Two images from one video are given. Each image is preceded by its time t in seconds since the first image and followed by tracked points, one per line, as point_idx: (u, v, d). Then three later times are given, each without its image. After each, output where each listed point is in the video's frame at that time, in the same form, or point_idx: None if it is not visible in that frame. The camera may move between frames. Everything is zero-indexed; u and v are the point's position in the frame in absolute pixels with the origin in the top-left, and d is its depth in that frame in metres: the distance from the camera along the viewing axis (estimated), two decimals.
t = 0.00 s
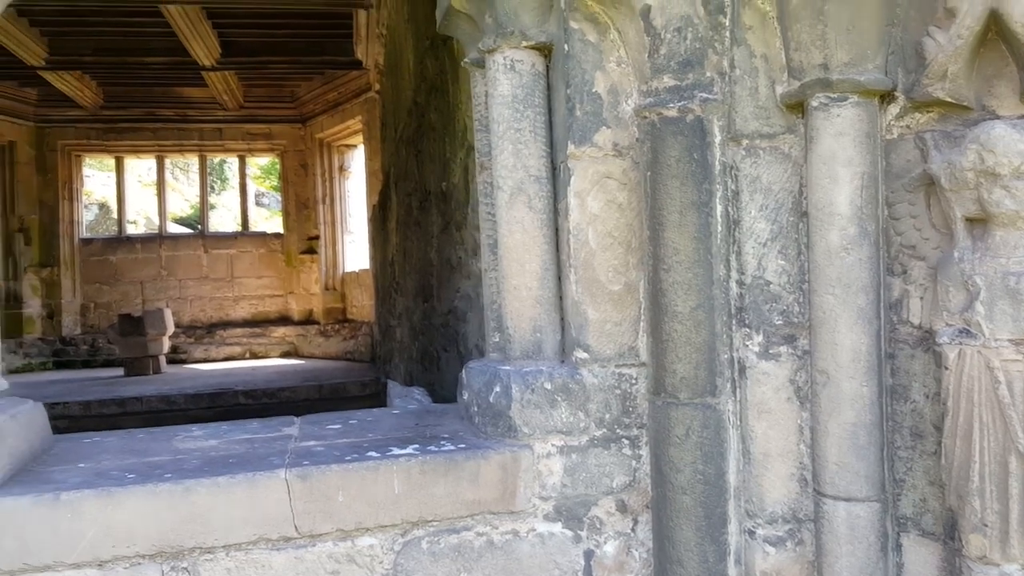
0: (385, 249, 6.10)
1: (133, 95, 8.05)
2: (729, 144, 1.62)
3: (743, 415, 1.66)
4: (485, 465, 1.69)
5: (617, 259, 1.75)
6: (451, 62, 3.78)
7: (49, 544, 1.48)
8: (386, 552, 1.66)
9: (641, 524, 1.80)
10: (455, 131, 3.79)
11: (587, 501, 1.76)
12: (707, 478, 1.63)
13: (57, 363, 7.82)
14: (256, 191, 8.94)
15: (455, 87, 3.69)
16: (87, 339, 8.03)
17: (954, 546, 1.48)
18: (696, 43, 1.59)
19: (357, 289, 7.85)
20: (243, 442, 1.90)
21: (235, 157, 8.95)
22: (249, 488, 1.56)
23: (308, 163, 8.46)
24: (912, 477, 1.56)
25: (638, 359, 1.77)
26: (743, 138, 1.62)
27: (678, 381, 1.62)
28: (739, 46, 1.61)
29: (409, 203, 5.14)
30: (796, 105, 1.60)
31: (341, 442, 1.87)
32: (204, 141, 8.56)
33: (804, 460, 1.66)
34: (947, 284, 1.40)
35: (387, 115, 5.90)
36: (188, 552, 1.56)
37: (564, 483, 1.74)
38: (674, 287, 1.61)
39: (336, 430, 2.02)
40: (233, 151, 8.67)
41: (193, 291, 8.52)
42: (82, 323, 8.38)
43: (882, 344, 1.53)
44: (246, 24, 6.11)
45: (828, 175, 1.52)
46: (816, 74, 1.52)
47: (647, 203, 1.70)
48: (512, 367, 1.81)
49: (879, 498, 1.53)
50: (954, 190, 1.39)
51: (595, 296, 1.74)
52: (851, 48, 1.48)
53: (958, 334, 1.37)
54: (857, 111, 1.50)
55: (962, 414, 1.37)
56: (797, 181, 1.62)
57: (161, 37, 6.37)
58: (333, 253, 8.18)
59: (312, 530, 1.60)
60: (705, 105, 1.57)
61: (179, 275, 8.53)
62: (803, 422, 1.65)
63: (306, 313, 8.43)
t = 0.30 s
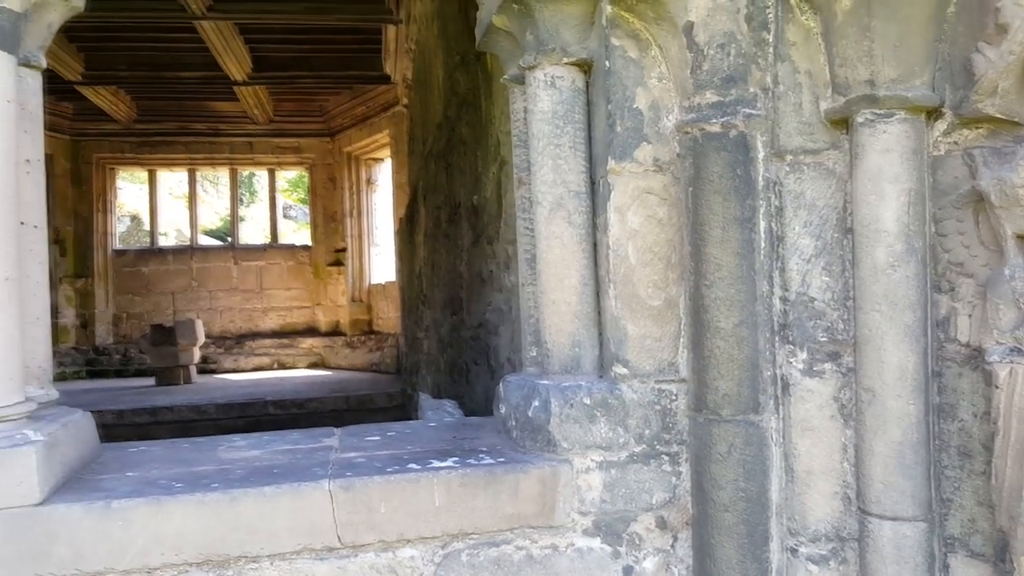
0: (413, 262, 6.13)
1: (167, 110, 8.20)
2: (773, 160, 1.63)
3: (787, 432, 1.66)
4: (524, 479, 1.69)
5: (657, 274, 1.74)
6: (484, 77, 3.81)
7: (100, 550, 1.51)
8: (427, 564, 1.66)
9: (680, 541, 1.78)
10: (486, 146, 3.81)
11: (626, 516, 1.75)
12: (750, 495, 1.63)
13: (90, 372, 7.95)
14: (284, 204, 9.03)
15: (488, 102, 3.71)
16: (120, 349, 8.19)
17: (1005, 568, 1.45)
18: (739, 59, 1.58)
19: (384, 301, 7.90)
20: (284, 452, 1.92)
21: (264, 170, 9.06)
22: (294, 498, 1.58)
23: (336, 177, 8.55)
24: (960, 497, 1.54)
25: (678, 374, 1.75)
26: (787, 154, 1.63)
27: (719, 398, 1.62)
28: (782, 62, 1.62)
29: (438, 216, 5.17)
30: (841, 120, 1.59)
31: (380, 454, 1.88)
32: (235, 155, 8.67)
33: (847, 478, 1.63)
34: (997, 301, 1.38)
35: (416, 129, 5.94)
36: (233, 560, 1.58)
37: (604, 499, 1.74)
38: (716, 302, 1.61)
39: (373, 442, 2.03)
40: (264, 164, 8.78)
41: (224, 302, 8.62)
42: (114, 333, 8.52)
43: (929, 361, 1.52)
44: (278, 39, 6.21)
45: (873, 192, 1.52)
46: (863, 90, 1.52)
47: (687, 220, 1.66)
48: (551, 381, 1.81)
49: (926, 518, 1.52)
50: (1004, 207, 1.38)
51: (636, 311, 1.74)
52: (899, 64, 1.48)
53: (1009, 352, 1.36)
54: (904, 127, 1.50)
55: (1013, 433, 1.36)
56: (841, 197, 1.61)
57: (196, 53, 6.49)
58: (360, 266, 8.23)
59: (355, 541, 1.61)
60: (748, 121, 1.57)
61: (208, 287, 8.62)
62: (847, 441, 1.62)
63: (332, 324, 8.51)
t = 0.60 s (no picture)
0: (440, 268, 6.16)
1: (199, 117, 8.30)
2: (816, 167, 1.61)
3: (828, 443, 1.63)
4: (561, 487, 1.69)
5: (696, 283, 1.73)
6: (517, 84, 3.81)
7: (144, 550, 1.53)
8: (464, 570, 1.67)
9: (718, 551, 1.77)
10: (519, 153, 3.81)
11: (664, 525, 1.74)
12: (790, 505, 1.62)
13: (122, 375, 8.07)
14: (312, 211, 9.13)
15: (521, 109, 3.72)
16: (150, 352, 8.29)
17: None
18: (783, 66, 1.58)
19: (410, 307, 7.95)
20: (322, 456, 1.94)
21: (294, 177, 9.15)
22: (333, 501, 1.59)
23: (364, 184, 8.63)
24: (1006, 510, 1.52)
25: (718, 383, 1.74)
26: (831, 162, 1.61)
27: (761, 407, 1.62)
28: (826, 69, 1.60)
29: (467, 223, 5.18)
30: (885, 128, 1.57)
31: (418, 458, 1.89)
32: (266, 161, 8.79)
33: (890, 489, 1.62)
34: None
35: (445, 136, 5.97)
36: (273, 562, 1.60)
37: (641, 507, 1.73)
38: (758, 310, 1.61)
39: (410, 446, 2.04)
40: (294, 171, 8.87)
41: (253, 306, 8.70)
42: (144, 337, 8.63)
43: (975, 372, 1.51)
44: (310, 47, 6.27)
45: (919, 200, 1.51)
46: (908, 97, 1.51)
47: (727, 227, 1.68)
48: (588, 389, 1.80)
49: (972, 531, 1.50)
50: None
51: (675, 319, 1.73)
52: (946, 71, 1.47)
53: None
54: (951, 135, 1.49)
55: None
56: (886, 205, 1.60)
57: (230, 61, 6.58)
58: (387, 271, 8.28)
59: (393, 544, 1.62)
60: (792, 128, 1.57)
61: (237, 291, 8.72)
62: (889, 451, 1.61)
63: (359, 329, 8.55)
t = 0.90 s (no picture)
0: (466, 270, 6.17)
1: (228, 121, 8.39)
2: (856, 170, 1.60)
3: (868, 449, 1.61)
4: (596, 491, 1.69)
5: (732, 287, 1.72)
6: (546, 86, 3.80)
7: (184, 550, 1.55)
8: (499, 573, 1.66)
9: (755, 557, 1.75)
10: (548, 156, 3.80)
11: (700, 531, 1.73)
12: (829, 512, 1.60)
13: (151, 376, 8.17)
14: (337, 213, 9.17)
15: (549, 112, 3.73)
16: (178, 353, 8.39)
17: None
18: (822, 68, 1.57)
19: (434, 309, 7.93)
20: (357, 458, 1.95)
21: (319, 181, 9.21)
22: (370, 503, 1.60)
23: (389, 187, 8.66)
24: None
25: (756, 388, 1.73)
26: (872, 164, 1.59)
27: (800, 413, 1.60)
28: (867, 71, 1.59)
29: (493, 226, 5.19)
30: (927, 130, 1.56)
31: (452, 461, 1.89)
32: (293, 165, 8.87)
33: (931, 496, 1.60)
34: None
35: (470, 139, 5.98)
36: (310, 563, 1.61)
37: (677, 512, 1.72)
38: (798, 314, 1.59)
39: (443, 448, 2.05)
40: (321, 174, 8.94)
41: (280, 309, 8.79)
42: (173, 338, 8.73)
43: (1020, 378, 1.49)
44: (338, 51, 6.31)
45: (963, 204, 1.49)
46: (952, 99, 1.49)
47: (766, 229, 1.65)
48: (622, 393, 1.79)
49: (1017, 540, 1.48)
50: None
51: (712, 324, 1.72)
52: (991, 73, 1.45)
53: None
54: (996, 137, 1.47)
55: None
56: (927, 209, 1.58)
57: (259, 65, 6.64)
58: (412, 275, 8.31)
59: (428, 547, 1.63)
60: (832, 130, 1.56)
61: (265, 293, 8.81)
62: (930, 458, 1.59)
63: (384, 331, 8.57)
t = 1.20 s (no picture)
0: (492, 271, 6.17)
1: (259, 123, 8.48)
2: (900, 171, 1.59)
3: (912, 453, 1.60)
4: (635, 493, 1.68)
5: (774, 288, 1.70)
6: (577, 88, 3.81)
7: (227, 546, 1.57)
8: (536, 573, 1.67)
9: (794, 562, 1.73)
10: (578, 157, 3.80)
11: (739, 535, 1.72)
12: (872, 517, 1.58)
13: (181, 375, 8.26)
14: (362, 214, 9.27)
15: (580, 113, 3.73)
16: (208, 352, 8.48)
17: None
18: (866, 68, 1.56)
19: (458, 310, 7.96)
20: (394, 457, 1.96)
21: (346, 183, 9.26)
22: (409, 501, 1.61)
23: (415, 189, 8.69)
24: None
25: (796, 392, 1.72)
26: (916, 165, 1.58)
27: (842, 417, 1.58)
28: (912, 71, 1.58)
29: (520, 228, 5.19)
30: (974, 131, 1.55)
31: (488, 461, 1.90)
32: (321, 167, 8.97)
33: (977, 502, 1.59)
34: None
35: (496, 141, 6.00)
36: (350, 560, 1.62)
37: (716, 516, 1.71)
38: (841, 317, 1.58)
39: (478, 449, 2.05)
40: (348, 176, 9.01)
41: (307, 309, 8.87)
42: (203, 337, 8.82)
43: None
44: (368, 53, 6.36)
45: (1011, 204, 1.47)
46: (1000, 99, 1.48)
47: (808, 231, 1.65)
48: (660, 395, 1.78)
49: None
50: None
51: (752, 326, 1.71)
52: None
53: None
54: None
55: None
56: (974, 211, 1.57)
57: (289, 68, 6.71)
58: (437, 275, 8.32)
59: (466, 546, 1.63)
60: (877, 131, 1.54)
61: (293, 293, 8.89)
62: (975, 462, 1.58)
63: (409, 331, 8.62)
